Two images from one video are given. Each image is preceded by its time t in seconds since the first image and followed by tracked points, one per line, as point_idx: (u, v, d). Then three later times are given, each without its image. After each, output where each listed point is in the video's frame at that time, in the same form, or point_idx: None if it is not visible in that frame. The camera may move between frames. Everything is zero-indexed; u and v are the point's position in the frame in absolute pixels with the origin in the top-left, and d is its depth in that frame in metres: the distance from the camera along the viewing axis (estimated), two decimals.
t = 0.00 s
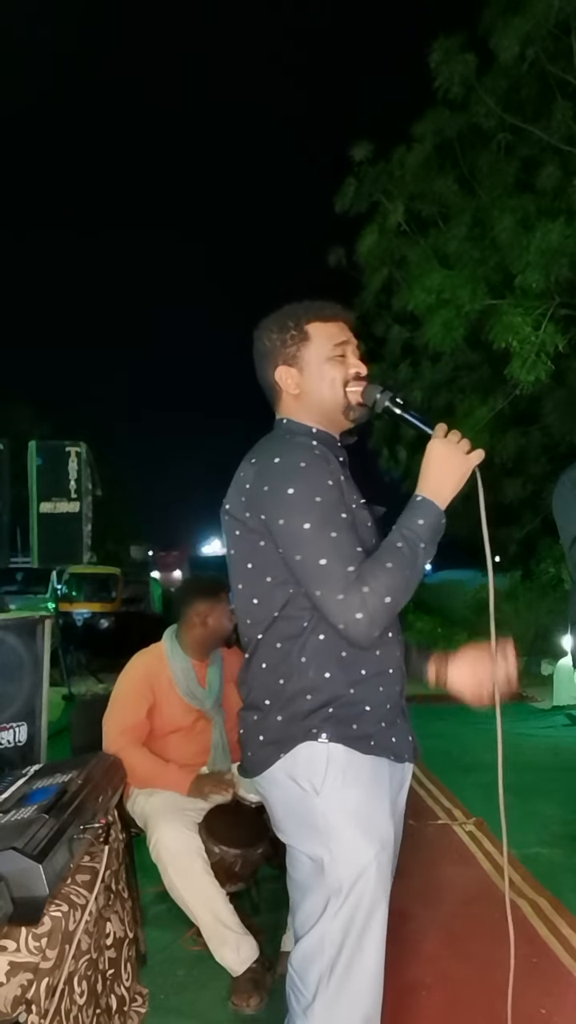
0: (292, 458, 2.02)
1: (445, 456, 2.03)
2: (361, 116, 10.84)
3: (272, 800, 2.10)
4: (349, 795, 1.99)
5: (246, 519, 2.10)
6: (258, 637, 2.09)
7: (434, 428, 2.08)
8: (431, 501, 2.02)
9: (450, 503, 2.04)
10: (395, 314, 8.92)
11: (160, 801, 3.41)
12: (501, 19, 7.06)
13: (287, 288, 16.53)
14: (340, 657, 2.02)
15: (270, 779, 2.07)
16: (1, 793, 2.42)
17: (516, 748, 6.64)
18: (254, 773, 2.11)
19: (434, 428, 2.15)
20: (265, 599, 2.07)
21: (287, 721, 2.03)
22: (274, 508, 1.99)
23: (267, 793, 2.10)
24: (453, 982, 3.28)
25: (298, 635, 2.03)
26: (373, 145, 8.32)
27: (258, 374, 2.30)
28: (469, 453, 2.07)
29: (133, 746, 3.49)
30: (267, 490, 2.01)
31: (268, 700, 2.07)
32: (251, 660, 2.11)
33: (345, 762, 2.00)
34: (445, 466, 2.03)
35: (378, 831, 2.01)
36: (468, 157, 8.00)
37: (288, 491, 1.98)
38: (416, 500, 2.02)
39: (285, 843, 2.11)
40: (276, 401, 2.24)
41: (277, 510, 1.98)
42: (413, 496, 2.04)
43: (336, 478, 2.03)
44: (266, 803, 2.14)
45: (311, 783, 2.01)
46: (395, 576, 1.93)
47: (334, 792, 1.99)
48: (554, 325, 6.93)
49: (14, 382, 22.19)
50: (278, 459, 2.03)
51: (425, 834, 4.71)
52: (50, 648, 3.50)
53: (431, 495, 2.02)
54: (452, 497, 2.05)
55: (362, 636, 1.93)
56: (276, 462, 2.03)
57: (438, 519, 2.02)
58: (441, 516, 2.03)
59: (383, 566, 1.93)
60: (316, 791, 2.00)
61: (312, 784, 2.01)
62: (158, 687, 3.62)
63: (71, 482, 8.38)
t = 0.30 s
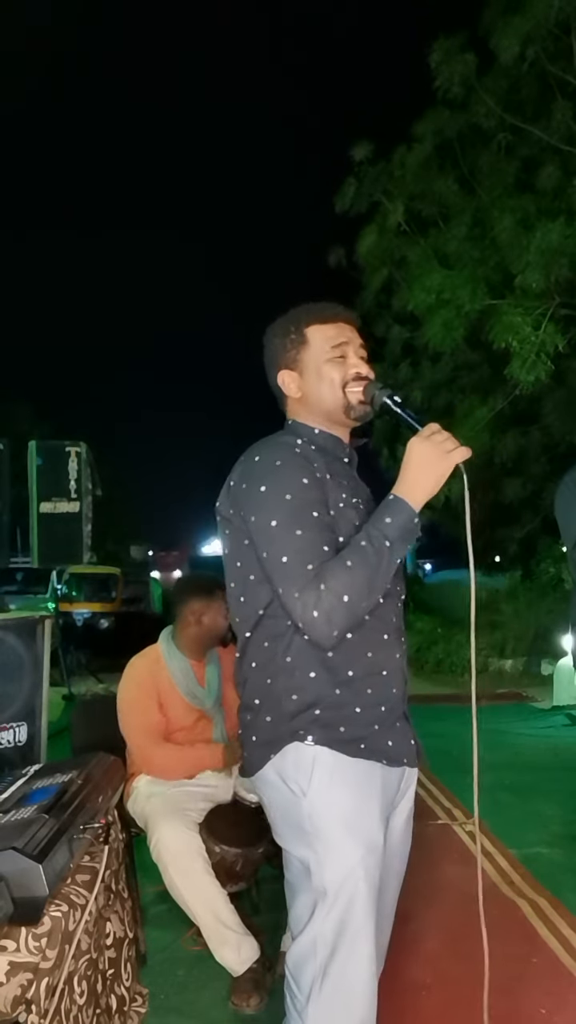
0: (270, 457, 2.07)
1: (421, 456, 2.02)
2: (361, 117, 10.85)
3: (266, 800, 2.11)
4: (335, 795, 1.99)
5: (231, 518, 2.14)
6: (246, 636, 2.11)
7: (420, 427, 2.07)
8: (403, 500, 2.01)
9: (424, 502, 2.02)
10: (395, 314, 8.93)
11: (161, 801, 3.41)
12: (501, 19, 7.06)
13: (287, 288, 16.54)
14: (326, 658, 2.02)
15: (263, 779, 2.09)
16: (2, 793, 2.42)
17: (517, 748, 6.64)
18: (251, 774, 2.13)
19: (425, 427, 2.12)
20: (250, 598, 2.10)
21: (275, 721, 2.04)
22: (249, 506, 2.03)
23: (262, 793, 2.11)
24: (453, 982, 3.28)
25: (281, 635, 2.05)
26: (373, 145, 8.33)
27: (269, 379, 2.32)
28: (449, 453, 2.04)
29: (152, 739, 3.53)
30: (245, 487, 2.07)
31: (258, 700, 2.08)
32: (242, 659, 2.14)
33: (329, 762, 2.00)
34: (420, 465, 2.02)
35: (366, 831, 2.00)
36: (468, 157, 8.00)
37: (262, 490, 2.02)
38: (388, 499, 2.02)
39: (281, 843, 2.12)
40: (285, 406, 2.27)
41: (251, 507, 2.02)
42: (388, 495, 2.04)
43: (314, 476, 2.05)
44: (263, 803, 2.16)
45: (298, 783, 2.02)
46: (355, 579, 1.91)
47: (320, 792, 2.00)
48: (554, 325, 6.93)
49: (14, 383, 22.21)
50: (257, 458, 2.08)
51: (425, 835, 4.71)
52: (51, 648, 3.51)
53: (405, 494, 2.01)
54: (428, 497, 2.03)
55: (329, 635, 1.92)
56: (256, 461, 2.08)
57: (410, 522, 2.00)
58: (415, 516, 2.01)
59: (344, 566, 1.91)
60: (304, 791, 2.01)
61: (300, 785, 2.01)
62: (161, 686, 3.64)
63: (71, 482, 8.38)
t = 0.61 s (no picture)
0: (290, 451, 2.06)
1: (439, 437, 2.02)
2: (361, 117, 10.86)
3: (271, 800, 2.11)
4: (342, 796, 2.00)
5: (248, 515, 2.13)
6: (259, 633, 2.10)
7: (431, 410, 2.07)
8: (426, 483, 2.00)
9: (446, 483, 2.01)
10: (395, 314, 8.93)
11: (162, 801, 3.41)
12: (501, 19, 7.06)
13: (287, 289, 16.55)
14: (338, 656, 2.02)
15: (269, 778, 2.09)
16: (1, 793, 2.42)
17: (517, 748, 6.64)
18: (255, 771, 2.13)
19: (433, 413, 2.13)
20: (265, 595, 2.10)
21: (284, 719, 2.04)
22: (274, 500, 2.02)
23: (267, 793, 2.12)
24: (453, 982, 3.28)
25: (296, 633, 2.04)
26: (374, 145, 8.34)
27: (269, 377, 2.33)
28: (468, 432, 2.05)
29: (149, 741, 3.51)
30: (265, 483, 2.06)
31: (266, 697, 2.08)
32: (252, 655, 2.13)
33: (338, 765, 2.00)
34: (438, 446, 2.01)
35: (372, 835, 2.00)
36: (468, 157, 8.00)
37: (285, 483, 2.01)
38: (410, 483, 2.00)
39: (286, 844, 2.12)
40: (288, 401, 2.26)
41: (275, 501, 2.01)
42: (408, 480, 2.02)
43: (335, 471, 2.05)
44: (267, 802, 2.15)
45: (306, 786, 2.02)
46: (389, 564, 1.91)
47: (328, 794, 2.00)
48: (554, 325, 6.94)
49: (14, 383, 22.23)
50: (277, 453, 2.07)
51: (425, 835, 4.72)
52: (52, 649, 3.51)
53: (427, 476, 2.00)
54: (449, 478, 2.03)
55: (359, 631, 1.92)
56: (275, 455, 2.07)
57: (435, 502, 2.00)
58: (438, 496, 2.01)
59: (375, 553, 1.91)
60: (310, 792, 2.01)
61: (308, 787, 2.01)
62: (162, 686, 3.64)
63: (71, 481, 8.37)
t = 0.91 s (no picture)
0: (318, 447, 2.03)
1: (463, 410, 2.06)
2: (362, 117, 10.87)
3: (291, 803, 2.09)
4: (375, 802, 2.00)
5: (275, 517, 2.08)
6: (287, 636, 2.07)
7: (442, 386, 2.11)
8: (463, 452, 2.02)
9: (480, 449, 2.05)
10: (395, 314, 8.94)
11: (161, 802, 3.42)
12: (501, 19, 7.06)
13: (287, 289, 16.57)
14: (370, 652, 2.02)
15: (293, 783, 2.07)
16: (1, 794, 2.42)
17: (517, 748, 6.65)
18: (276, 775, 2.11)
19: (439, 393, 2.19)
20: (295, 598, 2.07)
21: (317, 720, 2.03)
22: (314, 499, 1.98)
23: (288, 797, 2.09)
24: (453, 982, 3.28)
25: (330, 632, 2.03)
26: (374, 145, 8.35)
27: (245, 383, 2.29)
28: (483, 401, 2.10)
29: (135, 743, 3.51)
30: (300, 483, 2.01)
31: (295, 700, 2.06)
32: (277, 658, 2.10)
33: (373, 767, 2.00)
34: (464, 417, 2.05)
35: (401, 840, 2.01)
36: (468, 157, 8.00)
37: (324, 478, 1.98)
38: (448, 457, 2.03)
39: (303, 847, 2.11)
40: (274, 403, 2.22)
41: (318, 498, 1.98)
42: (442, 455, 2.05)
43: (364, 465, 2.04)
44: (284, 805, 2.13)
45: (337, 791, 2.01)
46: (458, 535, 1.95)
47: (361, 800, 2.00)
48: (554, 325, 6.94)
49: (14, 382, 22.24)
50: (304, 451, 2.03)
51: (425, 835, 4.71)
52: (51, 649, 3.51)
53: (461, 446, 2.02)
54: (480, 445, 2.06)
55: (432, 601, 1.95)
56: (301, 453, 2.03)
57: (476, 469, 2.03)
58: (475, 463, 2.04)
59: (442, 524, 1.95)
60: (343, 802, 2.00)
61: (338, 793, 2.01)
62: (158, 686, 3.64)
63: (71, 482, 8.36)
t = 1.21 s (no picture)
0: (335, 442, 2.01)
1: (473, 392, 2.06)
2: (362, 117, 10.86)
3: (305, 805, 2.08)
4: (393, 803, 2.00)
5: (292, 516, 2.07)
6: (300, 636, 2.06)
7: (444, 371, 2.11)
8: (479, 434, 2.03)
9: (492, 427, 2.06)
10: (395, 314, 8.94)
11: (161, 801, 3.39)
12: (501, 19, 7.06)
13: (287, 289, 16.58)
14: (380, 649, 2.03)
15: (308, 785, 2.06)
16: (1, 793, 2.42)
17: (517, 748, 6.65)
18: (288, 778, 2.10)
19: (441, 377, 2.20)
20: (311, 597, 2.06)
21: (332, 720, 2.03)
22: (335, 495, 1.97)
23: (302, 799, 2.08)
24: (454, 981, 3.28)
25: (344, 630, 2.03)
26: (374, 145, 8.36)
27: (240, 384, 2.28)
28: (487, 382, 2.10)
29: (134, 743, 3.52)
30: (320, 478, 1.99)
31: (308, 700, 2.06)
32: (288, 659, 2.09)
33: (389, 767, 2.01)
34: (474, 399, 2.05)
35: (418, 841, 2.01)
36: (468, 157, 7.99)
37: (346, 472, 1.97)
38: (464, 440, 2.03)
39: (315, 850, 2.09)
40: (273, 401, 2.22)
41: (342, 494, 1.96)
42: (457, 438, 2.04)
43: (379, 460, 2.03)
44: (295, 807, 2.12)
45: (355, 793, 2.00)
46: (483, 521, 1.95)
47: (380, 802, 2.00)
48: (554, 325, 6.93)
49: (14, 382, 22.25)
50: (319, 447, 2.01)
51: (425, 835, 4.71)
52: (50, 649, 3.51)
53: (475, 427, 2.03)
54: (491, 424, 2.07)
55: (461, 587, 1.94)
56: (317, 449, 2.01)
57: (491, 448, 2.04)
58: (490, 443, 2.05)
59: (468, 510, 1.95)
60: (360, 803, 2.00)
61: (357, 794, 2.00)
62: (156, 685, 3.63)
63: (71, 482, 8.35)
